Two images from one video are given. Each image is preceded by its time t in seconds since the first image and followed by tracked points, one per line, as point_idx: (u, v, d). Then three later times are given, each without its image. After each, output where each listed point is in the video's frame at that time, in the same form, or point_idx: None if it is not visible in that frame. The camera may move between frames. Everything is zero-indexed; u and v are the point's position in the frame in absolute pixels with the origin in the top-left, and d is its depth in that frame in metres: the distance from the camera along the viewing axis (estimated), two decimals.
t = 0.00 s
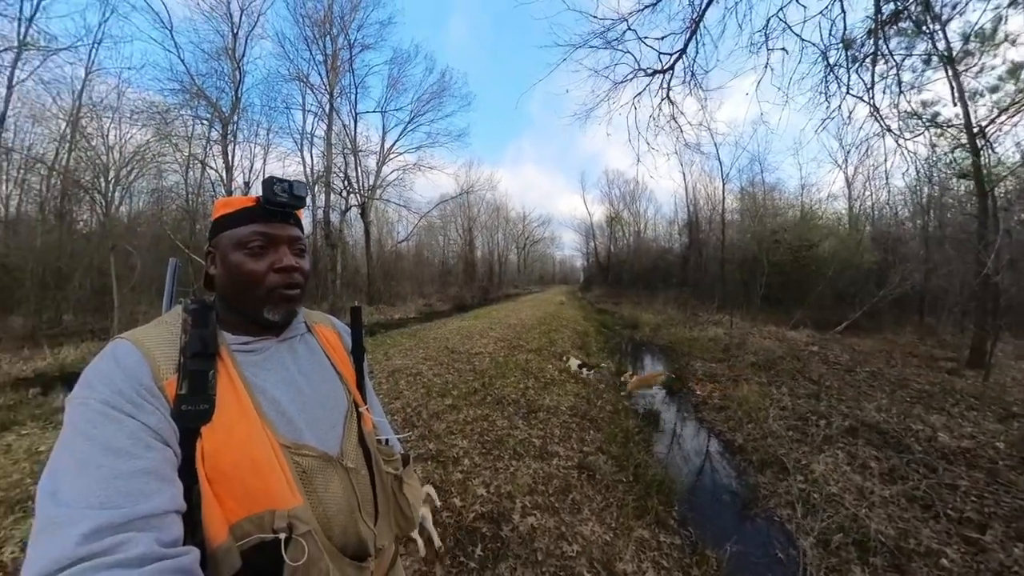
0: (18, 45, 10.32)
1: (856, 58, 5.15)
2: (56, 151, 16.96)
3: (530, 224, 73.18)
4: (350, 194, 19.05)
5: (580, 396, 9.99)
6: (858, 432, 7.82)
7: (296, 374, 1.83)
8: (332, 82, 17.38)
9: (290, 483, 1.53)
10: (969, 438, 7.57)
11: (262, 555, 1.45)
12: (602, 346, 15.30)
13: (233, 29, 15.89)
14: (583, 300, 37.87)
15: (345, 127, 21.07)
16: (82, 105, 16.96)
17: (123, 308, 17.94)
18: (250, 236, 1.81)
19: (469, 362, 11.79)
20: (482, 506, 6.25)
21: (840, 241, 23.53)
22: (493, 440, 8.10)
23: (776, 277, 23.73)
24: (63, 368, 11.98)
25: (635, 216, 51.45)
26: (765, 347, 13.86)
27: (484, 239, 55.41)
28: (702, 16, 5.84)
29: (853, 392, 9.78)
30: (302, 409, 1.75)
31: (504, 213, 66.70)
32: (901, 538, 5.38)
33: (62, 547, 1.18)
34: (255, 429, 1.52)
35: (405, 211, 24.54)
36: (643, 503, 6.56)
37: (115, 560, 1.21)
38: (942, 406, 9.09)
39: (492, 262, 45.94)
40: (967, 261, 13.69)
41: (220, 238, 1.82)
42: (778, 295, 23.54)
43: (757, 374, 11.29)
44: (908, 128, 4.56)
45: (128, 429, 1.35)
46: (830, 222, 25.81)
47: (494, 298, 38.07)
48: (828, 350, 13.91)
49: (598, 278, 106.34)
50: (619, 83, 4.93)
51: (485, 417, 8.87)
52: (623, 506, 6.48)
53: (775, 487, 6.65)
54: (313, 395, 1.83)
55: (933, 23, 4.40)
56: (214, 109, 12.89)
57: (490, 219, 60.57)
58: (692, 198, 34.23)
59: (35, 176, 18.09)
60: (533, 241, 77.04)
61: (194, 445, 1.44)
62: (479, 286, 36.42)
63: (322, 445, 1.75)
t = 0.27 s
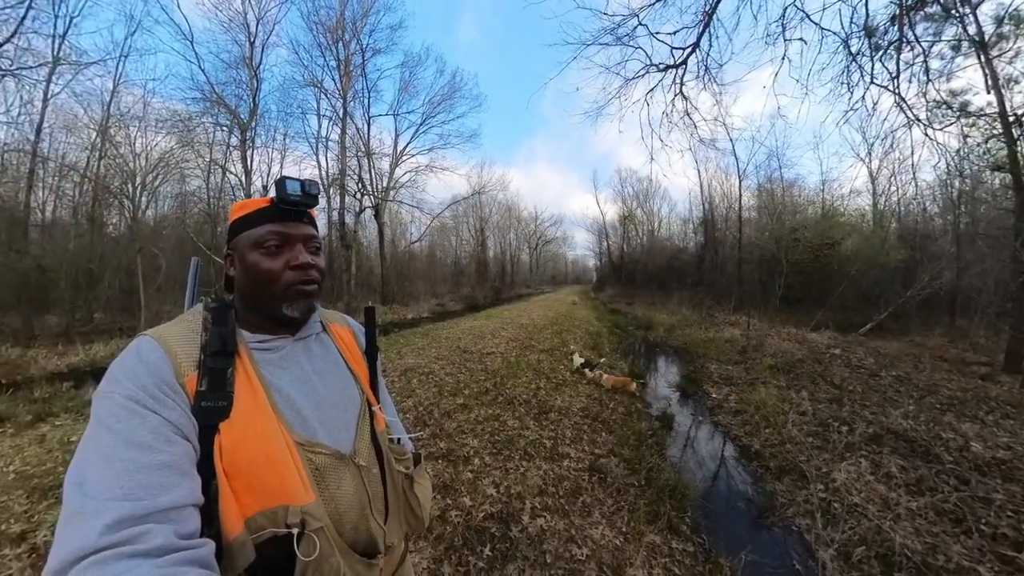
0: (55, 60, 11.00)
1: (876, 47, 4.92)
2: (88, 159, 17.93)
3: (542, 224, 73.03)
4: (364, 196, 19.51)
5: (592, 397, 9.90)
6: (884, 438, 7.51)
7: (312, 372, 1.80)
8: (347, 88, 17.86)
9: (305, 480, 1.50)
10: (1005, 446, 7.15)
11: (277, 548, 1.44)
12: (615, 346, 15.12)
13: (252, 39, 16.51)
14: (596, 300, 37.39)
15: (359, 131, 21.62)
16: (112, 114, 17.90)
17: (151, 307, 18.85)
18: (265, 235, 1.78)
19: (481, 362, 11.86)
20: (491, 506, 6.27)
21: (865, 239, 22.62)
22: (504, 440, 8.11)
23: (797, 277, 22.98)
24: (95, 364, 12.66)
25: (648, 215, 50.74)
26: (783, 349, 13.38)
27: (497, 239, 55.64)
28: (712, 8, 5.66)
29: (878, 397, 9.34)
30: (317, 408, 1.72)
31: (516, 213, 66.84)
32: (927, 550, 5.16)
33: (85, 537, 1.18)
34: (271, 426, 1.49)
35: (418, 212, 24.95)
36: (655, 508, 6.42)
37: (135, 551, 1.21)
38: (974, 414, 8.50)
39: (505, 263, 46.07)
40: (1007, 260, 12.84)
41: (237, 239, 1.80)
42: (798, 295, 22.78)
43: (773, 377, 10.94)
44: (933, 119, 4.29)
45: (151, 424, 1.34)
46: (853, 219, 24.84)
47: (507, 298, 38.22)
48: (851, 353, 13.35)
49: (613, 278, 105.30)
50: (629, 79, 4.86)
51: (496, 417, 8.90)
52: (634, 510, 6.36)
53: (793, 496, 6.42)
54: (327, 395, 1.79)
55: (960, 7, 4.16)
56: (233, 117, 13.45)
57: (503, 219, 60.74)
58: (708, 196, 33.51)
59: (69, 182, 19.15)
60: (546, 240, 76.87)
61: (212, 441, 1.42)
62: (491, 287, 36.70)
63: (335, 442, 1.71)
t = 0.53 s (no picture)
0: (64, 64, 11.18)
1: (883, 44, 4.86)
2: (97, 161, 18.19)
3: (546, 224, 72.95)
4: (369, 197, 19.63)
5: (595, 398, 9.87)
6: (892, 441, 7.40)
7: (314, 373, 1.80)
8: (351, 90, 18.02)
9: (306, 481, 1.50)
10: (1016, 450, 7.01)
11: (278, 549, 1.44)
12: (619, 347, 15.05)
13: (258, 42, 16.70)
14: (599, 301, 37.23)
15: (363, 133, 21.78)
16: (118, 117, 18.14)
17: (157, 306, 19.09)
18: (274, 235, 1.78)
19: (485, 362, 11.88)
20: (494, 507, 6.26)
21: (872, 239, 22.35)
22: (507, 440, 8.10)
23: (802, 277, 22.80)
24: (102, 363, 12.85)
25: (652, 215, 50.51)
26: (788, 350, 13.24)
27: (500, 239, 55.67)
28: (716, 6, 5.62)
29: (885, 399, 9.20)
30: (320, 408, 1.72)
31: (520, 214, 66.84)
32: (935, 556, 5.07)
33: (87, 537, 1.17)
34: (273, 426, 1.49)
35: (422, 213, 25.05)
36: (658, 509, 6.37)
37: (136, 550, 1.21)
38: (984, 417, 8.33)
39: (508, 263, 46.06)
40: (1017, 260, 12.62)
41: (245, 238, 1.79)
42: (804, 296, 22.58)
43: (778, 378, 10.82)
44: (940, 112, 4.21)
45: (153, 424, 1.34)
46: (860, 218, 24.53)
47: (510, 298, 38.24)
48: (857, 354, 13.18)
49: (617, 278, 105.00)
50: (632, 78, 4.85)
51: (499, 417, 8.90)
52: (637, 512, 6.32)
53: (799, 499, 6.35)
54: (330, 395, 1.79)
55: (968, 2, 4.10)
56: (238, 119, 13.60)
57: (507, 219, 60.77)
58: (713, 195, 33.29)
59: (78, 184, 19.45)
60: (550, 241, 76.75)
61: (214, 441, 1.42)
62: (494, 287, 36.79)
63: (337, 443, 1.71)
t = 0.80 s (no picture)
0: (65, 65, 11.20)
1: (884, 44, 4.85)
2: (98, 161, 18.21)
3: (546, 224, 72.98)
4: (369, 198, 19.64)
5: (595, 398, 9.86)
6: (892, 442, 7.40)
7: (314, 374, 1.80)
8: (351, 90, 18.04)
9: (304, 483, 1.50)
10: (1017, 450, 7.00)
11: (276, 552, 1.43)
12: (619, 348, 15.04)
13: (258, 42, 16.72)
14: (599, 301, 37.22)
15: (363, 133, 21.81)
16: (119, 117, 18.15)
17: (157, 307, 19.11)
18: (284, 236, 1.78)
19: (485, 362, 11.89)
20: (494, 508, 6.25)
21: (872, 239, 22.34)
22: (507, 441, 8.09)
23: (801, 278, 22.86)
24: (102, 362, 12.87)
25: (652, 216, 50.55)
26: (789, 351, 13.23)
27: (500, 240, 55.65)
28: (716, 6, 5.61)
29: (886, 399, 9.20)
30: (319, 410, 1.71)
31: (520, 214, 66.86)
32: (937, 557, 5.05)
33: (82, 538, 1.17)
34: (271, 427, 1.48)
35: (422, 213, 25.07)
36: (659, 510, 6.36)
37: (131, 552, 1.21)
38: (985, 417, 8.31)
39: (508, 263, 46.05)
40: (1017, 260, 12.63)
41: (252, 237, 1.77)
42: (803, 296, 22.62)
43: (779, 378, 10.81)
44: (942, 110, 4.18)
45: (150, 424, 1.33)
46: (861, 219, 24.52)
47: (510, 298, 38.24)
48: (858, 354, 13.17)
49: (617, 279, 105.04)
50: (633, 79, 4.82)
51: (499, 417, 8.90)
52: (637, 513, 6.30)
53: (800, 500, 6.33)
54: (330, 397, 1.79)
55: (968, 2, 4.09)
56: (239, 119, 13.61)
57: (507, 219, 60.78)
58: (713, 196, 33.29)
59: (78, 184, 19.45)
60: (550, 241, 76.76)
61: (212, 442, 1.42)
62: (495, 288, 36.83)
63: (336, 445, 1.70)
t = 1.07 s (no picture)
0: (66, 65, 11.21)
1: (884, 44, 4.86)
2: (98, 161, 18.22)
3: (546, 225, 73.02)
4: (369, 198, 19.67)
5: (596, 399, 9.87)
6: (892, 442, 7.40)
7: (316, 375, 1.80)
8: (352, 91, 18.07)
9: (306, 484, 1.50)
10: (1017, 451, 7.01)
11: (276, 554, 1.43)
12: (619, 348, 15.05)
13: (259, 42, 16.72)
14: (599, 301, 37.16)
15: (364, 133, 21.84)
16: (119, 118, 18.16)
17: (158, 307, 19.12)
18: (297, 238, 1.78)
19: (485, 362, 11.90)
20: (494, 508, 6.25)
21: (873, 239, 22.34)
22: (507, 441, 8.10)
23: (801, 279, 22.90)
24: (102, 362, 12.89)
25: (652, 216, 50.58)
26: (788, 351, 13.25)
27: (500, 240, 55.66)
28: (716, 7, 5.59)
29: (886, 400, 9.21)
30: (321, 412, 1.71)
31: (520, 214, 66.88)
32: (937, 557, 5.05)
33: (84, 539, 1.17)
34: (273, 428, 1.49)
35: (422, 213, 25.11)
36: (659, 511, 6.36)
37: (133, 553, 1.21)
38: (986, 418, 8.31)
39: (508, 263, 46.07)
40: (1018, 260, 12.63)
41: (263, 237, 1.76)
42: (804, 296, 22.65)
43: (779, 379, 10.81)
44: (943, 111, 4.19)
45: (152, 425, 1.33)
46: (861, 219, 24.53)
47: (510, 298, 38.26)
48: (857, 354, 13.19)
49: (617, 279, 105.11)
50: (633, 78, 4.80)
51: (499, 418, 8.90)
52: (637, 513, 6.30)
53: (800, 500, 6.33)
54: (331, 398, 1.79)
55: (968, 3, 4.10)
56: (240, 120, 13.60)
57: (507, 220, 60.79)
58: (713, 196, 33.30)
59: (78, 184, 19.47)
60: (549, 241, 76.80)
61: (214, 443, 1.42)
62: (495, 288, 36.83)
63: (337, 447, 1.70)
